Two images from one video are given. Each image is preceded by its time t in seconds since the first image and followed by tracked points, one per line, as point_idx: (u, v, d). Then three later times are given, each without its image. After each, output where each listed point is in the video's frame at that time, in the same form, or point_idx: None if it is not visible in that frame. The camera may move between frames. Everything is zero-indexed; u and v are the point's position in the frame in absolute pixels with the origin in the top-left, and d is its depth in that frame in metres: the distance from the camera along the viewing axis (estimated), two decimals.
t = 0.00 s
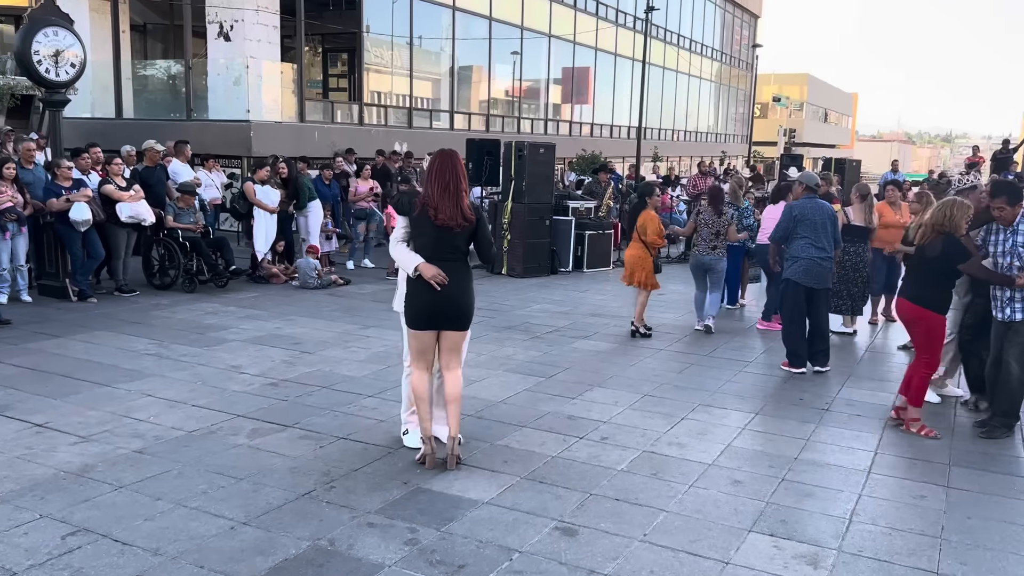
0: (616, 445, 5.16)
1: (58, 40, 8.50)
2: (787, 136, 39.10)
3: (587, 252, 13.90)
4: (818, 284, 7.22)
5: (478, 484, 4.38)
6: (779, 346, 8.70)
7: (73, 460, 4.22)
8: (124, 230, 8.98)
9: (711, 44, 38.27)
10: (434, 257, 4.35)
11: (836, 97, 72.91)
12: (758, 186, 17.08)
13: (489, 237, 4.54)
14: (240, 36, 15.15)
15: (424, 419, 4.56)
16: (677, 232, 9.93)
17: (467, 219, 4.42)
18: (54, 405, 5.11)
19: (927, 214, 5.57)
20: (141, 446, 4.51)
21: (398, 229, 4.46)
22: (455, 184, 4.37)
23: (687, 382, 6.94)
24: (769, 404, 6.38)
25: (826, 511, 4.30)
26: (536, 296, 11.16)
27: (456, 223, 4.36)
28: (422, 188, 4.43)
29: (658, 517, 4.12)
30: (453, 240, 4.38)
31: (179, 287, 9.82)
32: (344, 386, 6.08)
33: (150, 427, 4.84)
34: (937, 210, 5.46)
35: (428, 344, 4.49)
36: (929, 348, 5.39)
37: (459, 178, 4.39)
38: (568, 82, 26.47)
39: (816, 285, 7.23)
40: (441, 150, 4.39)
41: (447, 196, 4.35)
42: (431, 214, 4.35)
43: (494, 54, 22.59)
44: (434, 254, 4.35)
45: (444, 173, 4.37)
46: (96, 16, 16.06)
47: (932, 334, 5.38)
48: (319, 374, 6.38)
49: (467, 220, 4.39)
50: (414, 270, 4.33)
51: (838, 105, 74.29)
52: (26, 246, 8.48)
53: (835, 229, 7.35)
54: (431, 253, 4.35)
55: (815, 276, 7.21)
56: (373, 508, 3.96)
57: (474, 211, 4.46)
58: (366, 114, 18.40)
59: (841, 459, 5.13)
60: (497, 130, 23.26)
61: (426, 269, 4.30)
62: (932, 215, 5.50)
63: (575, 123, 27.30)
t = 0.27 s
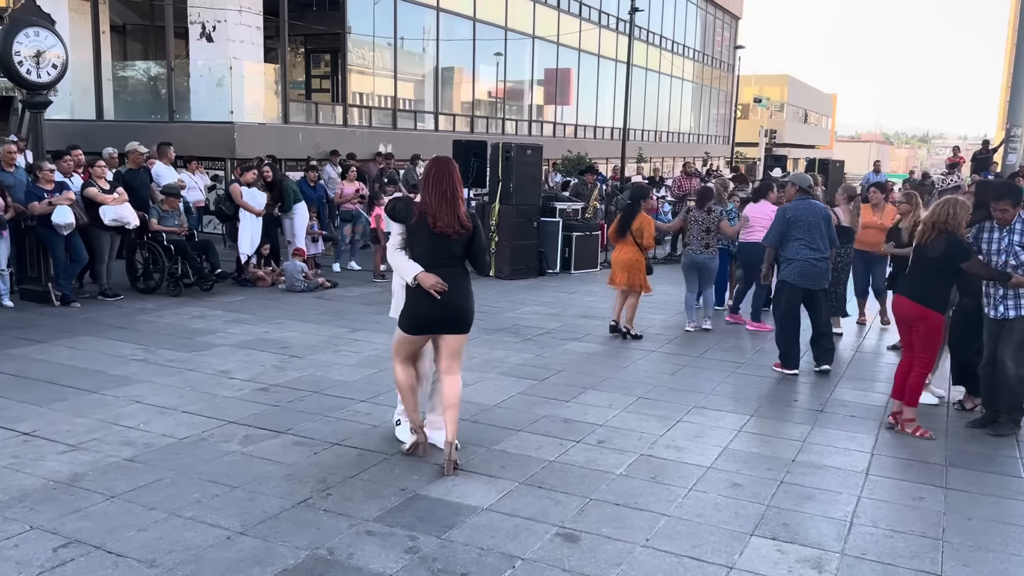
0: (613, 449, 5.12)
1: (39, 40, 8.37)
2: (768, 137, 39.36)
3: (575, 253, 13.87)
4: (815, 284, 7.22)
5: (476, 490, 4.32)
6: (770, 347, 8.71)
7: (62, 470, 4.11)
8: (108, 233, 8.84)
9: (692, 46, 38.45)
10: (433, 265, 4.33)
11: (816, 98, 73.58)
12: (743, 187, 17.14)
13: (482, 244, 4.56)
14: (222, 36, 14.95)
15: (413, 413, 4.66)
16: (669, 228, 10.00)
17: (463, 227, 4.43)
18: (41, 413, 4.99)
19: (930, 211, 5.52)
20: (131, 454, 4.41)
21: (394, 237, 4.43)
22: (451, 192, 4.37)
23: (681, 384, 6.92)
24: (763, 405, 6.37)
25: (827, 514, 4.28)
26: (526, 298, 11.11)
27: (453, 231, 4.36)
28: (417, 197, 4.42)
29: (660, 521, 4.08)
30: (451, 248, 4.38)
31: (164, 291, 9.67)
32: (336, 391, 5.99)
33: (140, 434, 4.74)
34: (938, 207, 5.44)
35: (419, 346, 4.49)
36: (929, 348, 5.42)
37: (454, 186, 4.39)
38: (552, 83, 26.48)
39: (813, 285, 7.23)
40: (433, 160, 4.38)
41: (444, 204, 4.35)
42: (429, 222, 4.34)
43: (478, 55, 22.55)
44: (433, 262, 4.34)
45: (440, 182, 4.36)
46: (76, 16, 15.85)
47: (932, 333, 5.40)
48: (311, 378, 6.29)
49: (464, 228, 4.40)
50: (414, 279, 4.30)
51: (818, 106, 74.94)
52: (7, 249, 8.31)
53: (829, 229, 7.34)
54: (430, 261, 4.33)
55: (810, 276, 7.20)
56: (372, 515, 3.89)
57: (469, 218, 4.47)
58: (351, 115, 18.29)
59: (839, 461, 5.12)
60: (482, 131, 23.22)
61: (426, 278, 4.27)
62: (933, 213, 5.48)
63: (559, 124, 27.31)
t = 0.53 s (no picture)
0: (611, 455, 5.10)
1: (22, 44, 8.27)
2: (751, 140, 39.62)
3: (564, 257, 13.86)
4: (817, 287, 7.17)
5: (475, 499, 4.28)
6: (761, 350, 8.73)
7: (53, 482, 4.03)
8: (93, 239, 8.73)
9: (675, 49, 38.68)
10: (427, 268, 4.31)
11: (796, 100, 74.27)
12: (729, 190, 17.21)
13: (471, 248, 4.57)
14: (206, 39, 14.85)
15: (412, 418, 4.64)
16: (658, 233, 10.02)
17: (456, 231, 4.43)
18: (29, 423, 4.90)
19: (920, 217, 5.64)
20: (124, 465, 4.34)
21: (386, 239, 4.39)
22: (446, 197, 4.36)
23: (674, 389, 6.91)
24: (758, 410, 6.38)
25: (826, 520, 4.28)
26: (516, 302, 11.08)
27: (448, 235, 4.35)
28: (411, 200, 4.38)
29: (661, 529, 4.06)
30: (445, 252, 4.37)
31: (150, 297, 9.55)
32: (329, 399, 5.93)
33: (132, 445, 4.66)
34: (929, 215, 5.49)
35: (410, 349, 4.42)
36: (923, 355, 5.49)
37: (449, 191, 4.39)
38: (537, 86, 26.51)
39: (814, 289, 7.17)
40: (424, 163, 4.35)
41: (439, 208, 4.33)
42: (425, 226, 4.31)
43: (463, 58, 22.52)
44: (427, 265, 4.31)
45: (435, 186, 4.34)
46: (57, 19, 15.67)
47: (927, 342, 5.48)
48: (303, 386, 6.22)
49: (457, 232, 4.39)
50: (408, 281, 4.25)
51: (799, 109, 75.57)
52: None
53: (829, 232, 7.36)
54: (424, 264, 4.31)
55: (811, 280, 7.15)
56: (371, 526, 3.84)
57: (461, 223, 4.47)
58: (336, 119, 18.20)
59: (835, 466, 5.13)
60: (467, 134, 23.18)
61: (421, 280, 4.23)
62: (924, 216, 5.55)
63: (544, 127, 27.34)
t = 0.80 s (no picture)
0: (614, 462, 5.08)
1: (10, 48, 8.16)
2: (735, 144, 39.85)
3: (554, 261, 13.84)
4: (822, 293, 7.23)
5: (482, 507, 4.25)
6: (756, 354, 8.75)
7: (53, 494, 3.96)
8: (82, 245, 8.63)
9: (660, 53, 38.89)
10: (435, 273, 4.33)
11: (778, 104, 74.80)
12: (717, 193, 17.28)
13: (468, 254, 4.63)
14: (193, 43, 14.76)
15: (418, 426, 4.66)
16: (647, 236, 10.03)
17: (459, 236, 4.47)
18: (25, 434, 4.81)
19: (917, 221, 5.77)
20: (124, 476, 4.27)
21: (390, 245, 4.36)
22: (450, 203, 4.40)
23: (672, 394, 6.91)
24: (757, 415, 6.38)
25: (832, 525, 4.28)
26: (508, 307, 11.04)
27: (453, 241, 4.38)
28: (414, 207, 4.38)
29: (669, 536, 4.04)
30: (449, 258, 4.40)
31: (140, 304, 9.44)
32: (328, 406, 5.87)
33: (131, 455, 4.59)
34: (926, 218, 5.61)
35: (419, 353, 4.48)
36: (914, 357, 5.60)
37: (451, 197, 4.42)
38: (524, 90, 26.54)
39: (818, 295, 7.24)
40: (428, 171, 4.36)
41: (444, 214, 4.36)
42: (431, 232, 4.33)
43: (450, 62, 22.49)
44: (434, 270, 4.34)
45: (439, 193, 4.36)
46: (41, 22, 15.49)
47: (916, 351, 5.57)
48: (300, 393, 6.16)
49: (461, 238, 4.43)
50: (419, 285, 4.25)
51: (781, 112, 76.15)
52: None
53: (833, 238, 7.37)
54: (432, 268, 4.33)
55: (815, 287, 7.23)
56: (379, 536, 3.80)
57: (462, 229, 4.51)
58: (323, 122, 18.11)
59: (837, 470, 5.14)
60: (454, 138, 23.14)
61: (433, 284, 4.26)
62: (916, 221, 5.70)
63: (531, 131, 27.35)
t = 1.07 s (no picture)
0: (620, 466, 5.06)
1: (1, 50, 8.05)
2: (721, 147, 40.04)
3: (547, 264, 13.83)
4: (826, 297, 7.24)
5: (491, 512, 4.21)
6: (752, 357, 8.77)
7: (57, 502, 3.89)
8: (74, 249, 8.51)
9: (646, 56, 39.04)
10: (461, 270, 4.37)
11: (762, 107, 75.33)
12: (707, 196, 17.35)
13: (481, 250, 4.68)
14: (182, 45, 14.59)
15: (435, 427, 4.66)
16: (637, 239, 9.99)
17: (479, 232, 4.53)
18: (23, 441, 4.72)
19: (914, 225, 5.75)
20: (127, 483, 4.20)
21: (411, 244, 4.35)
22: (471, 200, 4.45)
23: (673, 397, 6.90)
24: (758, 417, 6.39)
25: (841, 528, 4.28)
26: (503, 310, 11.01)
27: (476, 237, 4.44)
28: (435, 205, 4.41)
29: (680, 541, 4.02)
30: (472, 253, 4.45)
31: (131, 308, 9.33)
32: (329, 411, 5.81)
33: (133, 462, 4.52)
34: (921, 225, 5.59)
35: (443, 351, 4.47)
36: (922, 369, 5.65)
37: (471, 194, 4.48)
38: (512, 93, 26.57)
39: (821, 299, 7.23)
40: (448, 169, 4.39)
41: (465, 211, 4.42)
42: (455, 228, 4.38)
43: (438, 65, 22.48)
44: (459, 266, 4.37)
45: (461, 190, 4.41)
46: (27, 23, 15.32)
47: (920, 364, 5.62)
48: (301, 399, 6.09)
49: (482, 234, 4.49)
50: (450, 282, 4.27)
51: (765, 116, 76.68)
52: None
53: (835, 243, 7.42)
54: (458, 265, 4.37)
55: (819, 291, 7.21)
56: (390, 542, 3.76)
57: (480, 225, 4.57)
58: (313, 125, 18.03)
59: (842, 473, 5.15)
60: (442, 141, 23.12)
61: (462, 281, 4.28)
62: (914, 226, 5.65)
63: (519, 134, 27.38)
